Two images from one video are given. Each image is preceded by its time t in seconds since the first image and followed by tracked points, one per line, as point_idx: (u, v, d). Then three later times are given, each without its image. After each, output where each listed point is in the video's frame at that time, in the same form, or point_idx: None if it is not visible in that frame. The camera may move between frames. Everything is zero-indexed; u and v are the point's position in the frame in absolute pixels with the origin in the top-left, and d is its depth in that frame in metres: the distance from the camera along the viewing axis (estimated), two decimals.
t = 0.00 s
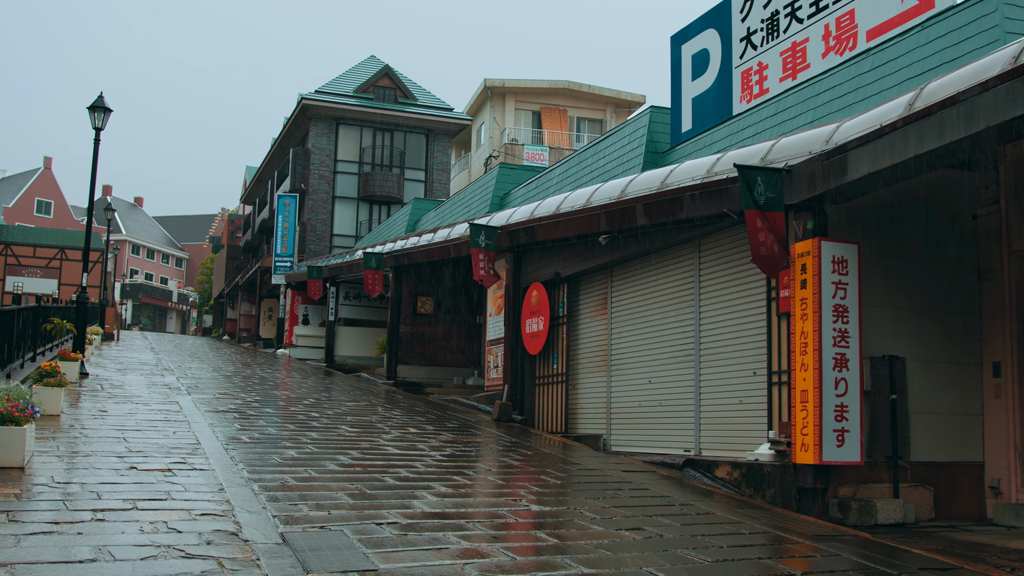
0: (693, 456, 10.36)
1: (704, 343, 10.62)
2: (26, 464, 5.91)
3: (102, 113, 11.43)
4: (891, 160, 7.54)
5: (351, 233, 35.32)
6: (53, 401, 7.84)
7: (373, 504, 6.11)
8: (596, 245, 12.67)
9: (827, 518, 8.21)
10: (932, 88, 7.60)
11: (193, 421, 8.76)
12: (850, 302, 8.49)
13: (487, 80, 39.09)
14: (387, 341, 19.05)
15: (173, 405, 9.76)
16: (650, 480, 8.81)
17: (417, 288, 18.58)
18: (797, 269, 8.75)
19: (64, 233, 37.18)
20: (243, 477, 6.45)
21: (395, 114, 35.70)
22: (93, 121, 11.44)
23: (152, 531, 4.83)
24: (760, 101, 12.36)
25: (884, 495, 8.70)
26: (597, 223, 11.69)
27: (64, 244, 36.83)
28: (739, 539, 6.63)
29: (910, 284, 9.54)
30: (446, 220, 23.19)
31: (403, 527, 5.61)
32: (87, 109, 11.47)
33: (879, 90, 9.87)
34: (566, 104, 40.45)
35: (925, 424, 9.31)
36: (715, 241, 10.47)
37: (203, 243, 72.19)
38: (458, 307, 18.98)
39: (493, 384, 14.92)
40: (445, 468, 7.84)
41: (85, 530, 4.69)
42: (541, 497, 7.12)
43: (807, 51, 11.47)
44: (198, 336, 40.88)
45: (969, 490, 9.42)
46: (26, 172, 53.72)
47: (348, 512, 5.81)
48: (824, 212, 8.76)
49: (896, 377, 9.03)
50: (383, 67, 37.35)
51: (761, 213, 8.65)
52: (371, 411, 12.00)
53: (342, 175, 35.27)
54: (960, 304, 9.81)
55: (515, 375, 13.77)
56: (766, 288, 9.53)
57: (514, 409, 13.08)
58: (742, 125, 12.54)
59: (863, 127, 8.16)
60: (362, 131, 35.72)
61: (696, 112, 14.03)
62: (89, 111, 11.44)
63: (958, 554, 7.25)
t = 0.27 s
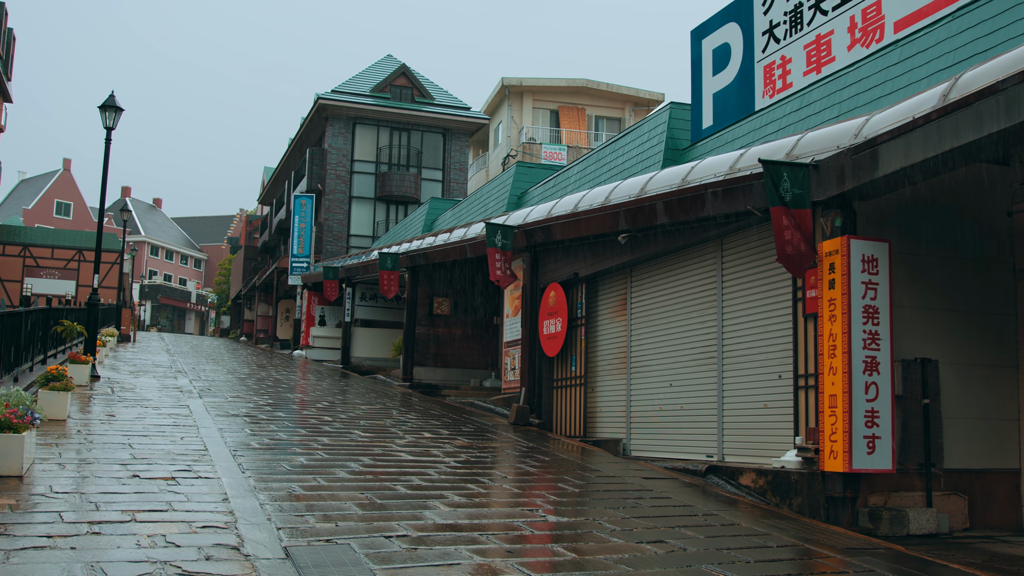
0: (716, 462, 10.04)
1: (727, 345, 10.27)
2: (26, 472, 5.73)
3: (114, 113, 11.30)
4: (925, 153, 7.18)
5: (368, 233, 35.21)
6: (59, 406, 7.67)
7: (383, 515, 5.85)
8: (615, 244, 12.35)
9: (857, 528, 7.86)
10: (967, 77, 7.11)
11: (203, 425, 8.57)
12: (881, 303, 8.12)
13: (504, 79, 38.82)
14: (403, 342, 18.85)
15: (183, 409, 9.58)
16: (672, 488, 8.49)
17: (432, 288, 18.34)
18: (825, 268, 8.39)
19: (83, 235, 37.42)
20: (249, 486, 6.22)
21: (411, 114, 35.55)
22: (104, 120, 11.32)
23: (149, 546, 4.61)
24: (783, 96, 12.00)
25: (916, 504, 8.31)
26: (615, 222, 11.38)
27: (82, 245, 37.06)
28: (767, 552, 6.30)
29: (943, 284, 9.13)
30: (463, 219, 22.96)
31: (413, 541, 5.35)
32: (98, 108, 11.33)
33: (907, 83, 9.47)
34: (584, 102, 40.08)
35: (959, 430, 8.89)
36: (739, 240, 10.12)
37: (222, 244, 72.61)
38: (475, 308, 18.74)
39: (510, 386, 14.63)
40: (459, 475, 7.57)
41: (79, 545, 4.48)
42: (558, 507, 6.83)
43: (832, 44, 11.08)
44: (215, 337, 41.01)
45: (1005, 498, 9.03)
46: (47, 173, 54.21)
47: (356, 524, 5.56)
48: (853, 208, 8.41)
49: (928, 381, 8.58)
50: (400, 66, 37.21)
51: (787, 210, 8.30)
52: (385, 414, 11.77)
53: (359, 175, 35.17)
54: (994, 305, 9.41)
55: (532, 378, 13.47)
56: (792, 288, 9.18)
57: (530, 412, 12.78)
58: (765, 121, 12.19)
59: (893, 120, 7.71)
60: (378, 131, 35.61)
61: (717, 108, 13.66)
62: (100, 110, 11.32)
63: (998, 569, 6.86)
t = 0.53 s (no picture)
0: (740, 468, 9.70)
1: (752, 347, 9.91)
2: (24, 480, 5.53)
3: (124, 112, 11.24)
4: (962, 145, 6.78)
5: (384, 234, 35.08)
6: (64, 410, 7.51)
7: (392, 527, 5.59)
8: (634, 243, 12.01)
9: (890, 540, 7.48)
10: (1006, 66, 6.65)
11: (212, 430, 8.37)
12: (913, 303, 7.73)
13: (521, 77, 38.53)
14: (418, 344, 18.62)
15: (193, 413, 9.40)
16: (694, 496, 8.16)
17: (449, 289, 18.10)
18: (855, 267, 8.01)
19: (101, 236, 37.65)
20: (255, 495, 5.97)
21: (428, 113, 35.38)
22: (115, 119, 11.25)
23: (145, 561, 4.37)
24: (807, 91, 11.62)
25: (951, 514, 7.91)
26: (635, 220, 11.06)
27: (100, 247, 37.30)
28: (796, 567, 5.96)
29: (978, 284, 8.73)
30: (480, 219, 22.72)
31: (423, 555, 5.08)
32: (109, 107, 11.27)
33: (936, 76, 9.00)
34: (602, 101, 39.70)
35: (995, 436, 8.46)
36: (763, 238, 9.76)
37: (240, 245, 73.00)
38: (491, 309, 18.50)
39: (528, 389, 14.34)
40: (474, 483, 7.30)
41: (71, 561, 4.26)
42: (576, 518, 6.54)
43: (857, 36, 10.70)
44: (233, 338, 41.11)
45: None
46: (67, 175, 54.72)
47: (364, 537, 5.30)
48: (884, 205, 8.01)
49: (963, 385, 8.15)
50: (416, 65, 37.05)
51: (814, 207, 7.94)
52: (400, 418, 11.54)
53: (376, 175, 35.06)
54: None
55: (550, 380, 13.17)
56: (819, 288, 8.81)
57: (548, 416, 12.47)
58: (788, 116, 11.81)
59: (927, 111, 7.26)
60: (395, 130, 35.48)
61: (738, 104, 13.29)
62: (111, 109, 11.25)
63: None
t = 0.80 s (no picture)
0: (764, 475, 9.36)
1: (776, 349, 9.56)
2: (21, 490, 5.33)
3: (135, 110, 11.19)
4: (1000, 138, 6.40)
5: (401, 234, 34.95)
6: (69, 415, 7.34)
7: (401, 540, 5.32)
8: (653, 243, 11.68)
9: (924, 552, 7.10)
10: None
11: (220, 435, 8.17)
12: (948, 304, 7.34)
13: (538, 76, 38.24)
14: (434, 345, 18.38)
15: (203, 417, 9.22)
16: (718, 505, 7.83)
17: (465, 290, 17.88)
18: (885, 266, 7.63)
19: (119, 238, 37.87)
20: (260, 505, 5.73)
21: (444, 113, 35.20)
22: (125, 119, 11.18)
23: None
24: (831, 85, 11.23)
25: (987, 525, 7.51)
26: (654, 218, 10.74)
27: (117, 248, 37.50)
28: None
29: (1013, 283, 8.34)
30: (496, 218, 22.45)
31: (432, 572, 4.80)
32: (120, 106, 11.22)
33: (966, 67, 8.61)
34: (620, 99, 39.32)
35: None
36: (788, 236, 9.41)
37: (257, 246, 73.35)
38: (508, 310, 18.23)
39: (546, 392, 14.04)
40: (488, 492, 7.02)
41: None
42: (594, 529, 6.24)
43: (883, 28, 10.30)
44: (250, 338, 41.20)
45: None
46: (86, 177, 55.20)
47: (371, 551, 5.03)
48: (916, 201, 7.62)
49: (1001, 390, 7.73)
50: (432, 65, 36.89)
51: (843, 203, 7.57)
52: (414, 421, 11.30)
53: (392, 175, 34.93)
54: None
55: (567, 383, 12.87)
56: (847, 288, 8.45)
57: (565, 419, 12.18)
58: (812, 111, 11.43)
59: (961, 102, 6.89)
60: (411, 130, 35.34)
61: (760, 99, 12.92)
62: (121, 109, 11.18)
63: None
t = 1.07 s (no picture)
0: (789, 481, 9.05)
1: (800, 351, 9.22)
2: (15, 500, 5.13)
3: (144, 109, 11.02)
4: None
5: (416, 234, 34.78)
6: (72, 420, 7.16)
7: (409, 554, 5.05)
8: (672, 242, 11.35)
9: (958, 566, 6.66)
10: None
11: (227, 440, 7.95)
12: (983, 304, 6.96)
13: (554, 75, 37.94)
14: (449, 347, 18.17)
15: (211, 421, 9.02)
16: (742, 515, 7.50)
17: (479, 291, 17.66)
18: (917, 265, 7.26)
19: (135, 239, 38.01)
20: (263, 516, 5.48)
21: (459, 111, 35.00)
22: (134, 117, 11.03)
23: None
24: (855, 78, 10.84)
25: None
26: (674, 216, 10.42)
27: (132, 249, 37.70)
28: None
29: None
30: (512, 217, 22.19)
31: None
32: (129, 104, 11.07)
33: (999, 59, 8.20)
34: (636, 98, 38.95)
35: None
36: (813, 234, 9.06)
37: (274, 247, 73.64)
38: (524, 310, 17.97)
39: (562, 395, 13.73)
40: (502, 501, 6.74)
41: None
42: (612, 542, 5.94)
43: (909, 19, 9.92)
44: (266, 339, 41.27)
45: None
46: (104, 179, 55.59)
47: (377, 567, 4.76)
48: (949, 197, 7.22)
49: None
50: (448, 63, 36.72)
51: (872, 199, 7.19)
52: (427, 425, 11.06)
53: (407, 175, 34.78)
54: None
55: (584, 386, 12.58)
56: (875, 288, 8.10)
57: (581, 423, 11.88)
58: (835, 106, 11.06)
59: (998, 93, 6.53)
60: (426, 129, 35.18)
61: (781, 94, 12.55)
62: (130, 107, 11.03)
63: None
